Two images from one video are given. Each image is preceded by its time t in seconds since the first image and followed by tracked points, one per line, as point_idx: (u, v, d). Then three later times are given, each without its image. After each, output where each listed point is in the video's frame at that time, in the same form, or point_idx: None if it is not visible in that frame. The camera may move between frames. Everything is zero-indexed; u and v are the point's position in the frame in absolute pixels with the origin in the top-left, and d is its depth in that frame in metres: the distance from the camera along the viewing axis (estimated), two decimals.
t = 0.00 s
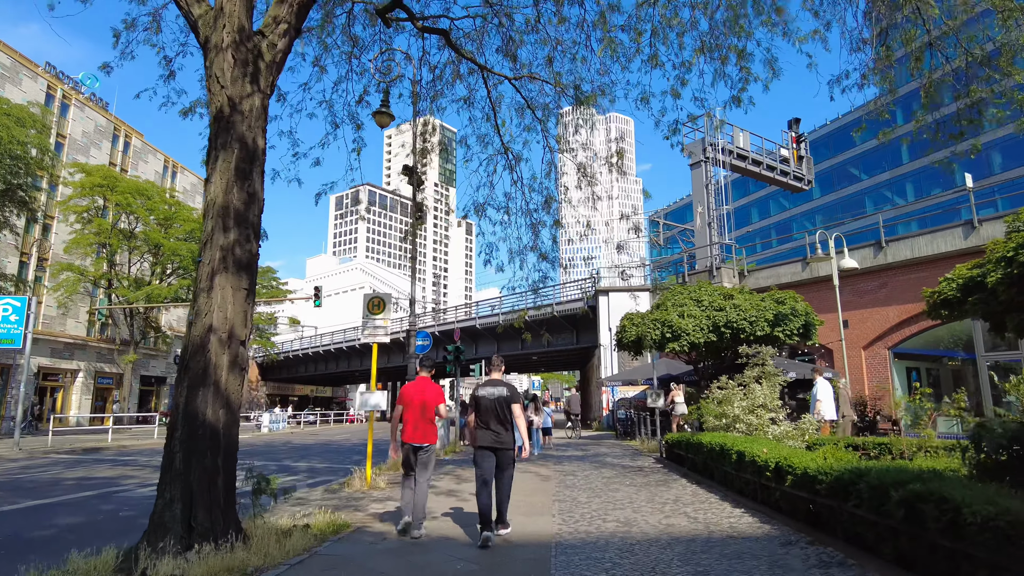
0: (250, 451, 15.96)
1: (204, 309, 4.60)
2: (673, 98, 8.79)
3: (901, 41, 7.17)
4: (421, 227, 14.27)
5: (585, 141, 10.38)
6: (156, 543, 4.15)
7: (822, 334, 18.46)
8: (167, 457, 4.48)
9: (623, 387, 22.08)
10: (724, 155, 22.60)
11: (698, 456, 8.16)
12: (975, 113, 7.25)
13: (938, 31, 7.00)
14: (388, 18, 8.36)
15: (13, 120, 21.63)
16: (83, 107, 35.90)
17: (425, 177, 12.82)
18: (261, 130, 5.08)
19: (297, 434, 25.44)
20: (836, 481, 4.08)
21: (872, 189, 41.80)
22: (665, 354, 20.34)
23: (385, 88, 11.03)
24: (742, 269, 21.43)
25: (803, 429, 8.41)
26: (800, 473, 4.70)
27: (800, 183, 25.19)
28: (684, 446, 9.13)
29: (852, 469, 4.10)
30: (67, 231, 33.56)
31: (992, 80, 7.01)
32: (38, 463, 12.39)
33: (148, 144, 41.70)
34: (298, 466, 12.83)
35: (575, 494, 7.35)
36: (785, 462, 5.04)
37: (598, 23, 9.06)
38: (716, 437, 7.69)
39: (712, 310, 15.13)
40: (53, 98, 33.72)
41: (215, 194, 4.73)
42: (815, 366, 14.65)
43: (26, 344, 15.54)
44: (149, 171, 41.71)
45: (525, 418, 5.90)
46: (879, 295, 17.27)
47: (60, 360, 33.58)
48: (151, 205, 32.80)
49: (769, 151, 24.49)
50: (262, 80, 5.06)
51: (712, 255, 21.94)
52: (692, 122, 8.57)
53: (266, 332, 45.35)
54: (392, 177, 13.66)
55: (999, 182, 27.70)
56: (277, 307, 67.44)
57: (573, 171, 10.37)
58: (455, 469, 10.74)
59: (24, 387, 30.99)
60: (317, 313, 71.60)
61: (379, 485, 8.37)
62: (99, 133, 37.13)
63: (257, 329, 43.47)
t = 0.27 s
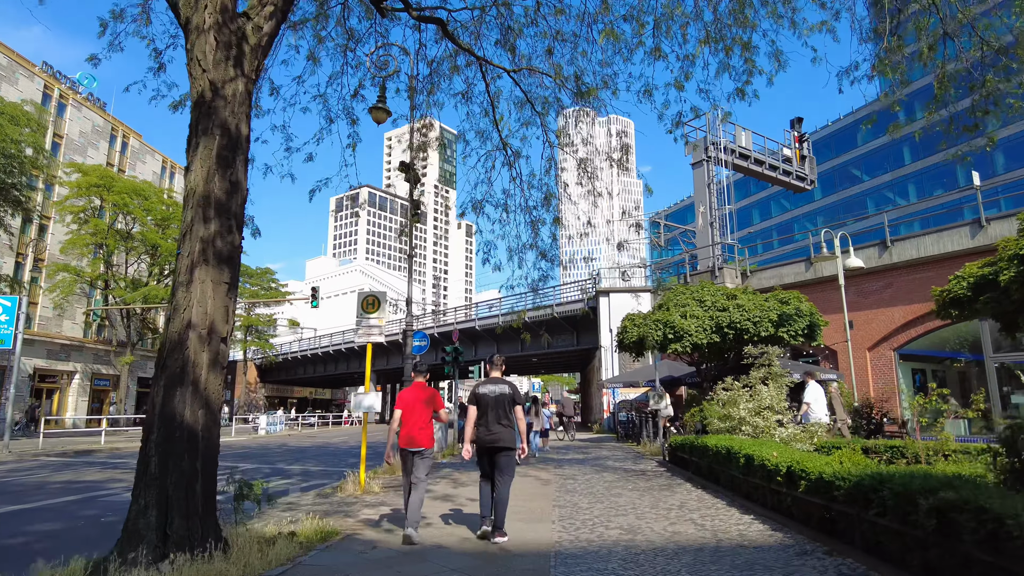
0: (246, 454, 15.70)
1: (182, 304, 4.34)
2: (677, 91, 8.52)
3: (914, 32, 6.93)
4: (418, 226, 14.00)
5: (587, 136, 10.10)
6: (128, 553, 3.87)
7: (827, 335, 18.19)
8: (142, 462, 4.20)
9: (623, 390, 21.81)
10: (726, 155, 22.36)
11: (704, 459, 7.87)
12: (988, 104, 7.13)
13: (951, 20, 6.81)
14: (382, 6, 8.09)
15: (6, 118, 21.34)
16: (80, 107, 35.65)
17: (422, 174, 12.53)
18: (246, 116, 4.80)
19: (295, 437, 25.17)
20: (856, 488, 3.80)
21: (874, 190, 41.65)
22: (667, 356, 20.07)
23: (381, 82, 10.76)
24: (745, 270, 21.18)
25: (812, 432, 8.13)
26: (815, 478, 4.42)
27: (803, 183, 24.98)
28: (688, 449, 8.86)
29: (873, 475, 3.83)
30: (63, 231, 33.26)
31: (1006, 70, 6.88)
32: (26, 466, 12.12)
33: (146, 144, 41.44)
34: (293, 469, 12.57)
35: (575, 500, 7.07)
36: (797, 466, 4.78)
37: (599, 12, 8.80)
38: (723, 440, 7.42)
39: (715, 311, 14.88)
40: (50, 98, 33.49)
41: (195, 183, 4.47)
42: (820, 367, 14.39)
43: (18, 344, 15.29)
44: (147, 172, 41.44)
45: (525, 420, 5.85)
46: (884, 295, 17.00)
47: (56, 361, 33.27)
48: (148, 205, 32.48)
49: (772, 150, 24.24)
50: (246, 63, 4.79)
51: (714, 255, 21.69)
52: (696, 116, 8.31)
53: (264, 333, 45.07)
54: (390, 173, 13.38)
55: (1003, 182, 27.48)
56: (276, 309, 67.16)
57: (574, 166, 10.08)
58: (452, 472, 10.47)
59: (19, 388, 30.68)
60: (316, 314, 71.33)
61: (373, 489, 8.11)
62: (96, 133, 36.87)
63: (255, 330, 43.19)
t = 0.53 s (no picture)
0: (239, 458, 15.41)
1: (154, 298, 4.05)
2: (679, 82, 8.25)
3: (925, 20, 6.67)
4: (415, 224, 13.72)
5: (586, 130, 9.82)
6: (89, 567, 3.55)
7: (831, 337, 17.89)
8: (108, 469, 3.89)
9: (624, 392, 21.52)
10: (728, 154, 22.10)
11: (709, 463, 7.57)
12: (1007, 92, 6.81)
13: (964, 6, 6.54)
14: None
15: None
16: (76, 108, 35.41)
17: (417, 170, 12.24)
18: (225, 99, 4.51)
19: (291, 440, 24.88)
20: (878, 496, 3.50)
21: (874, 190, 41.46)
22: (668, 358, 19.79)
23: (375, 77, 10.50)
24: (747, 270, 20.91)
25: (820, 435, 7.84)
26: (830, 485, 4.13)
27: (804, 183, 24.72)
28: (692, 453, 8.55)
29: (896, 480, 3.54)
30: (58, 233, 32.99)
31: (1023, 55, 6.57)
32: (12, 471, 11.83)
33: (143, 145, 41.18)
34: (285, 473, 12.28)
35: (575, 507, 6.77)
36: (811, 471, 4.49)
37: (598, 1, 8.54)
38: (728, 443, 7.12)
39: (717, 311, 14.61)
40: (45, 98, 33.29)
41: (168, 170, 4.19)
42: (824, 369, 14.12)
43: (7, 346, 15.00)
44: (144, 173, 41.19)
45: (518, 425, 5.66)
46: (889, 296, 16.71)
47: (52, 364, 32.97)
48: (144, 206, 32.19)
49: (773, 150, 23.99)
50: (226, 43, 4.52)
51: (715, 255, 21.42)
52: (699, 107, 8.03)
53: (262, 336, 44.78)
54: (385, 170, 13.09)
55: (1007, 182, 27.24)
56: (275, 311, 66.88)
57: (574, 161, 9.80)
58: (448, 477, 10.18)
59: (14, 391, 30.37)
60: (315, 316, 71.08)
61: (366, 495, 7.82)
62: (93, 134, 36.62)
63: (253, 332, 42.91)
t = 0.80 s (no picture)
0: (235, 459, 15.17)
1: (127, 290, 3.78)
2: (685, 71, 7.98)
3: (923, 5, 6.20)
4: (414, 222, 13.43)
5: (589, 123, 9.54)
6: None
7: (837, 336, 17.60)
8: (75, 472, 3.60)
9: (626, 392, 21.26)
10: (731, 151, 21.87)
11: (717, 465, 7.29)
12: None
13: None
14: None
15: None
16: (74, 107, 35.13)
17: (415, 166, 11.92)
18: (204, 80, 4.23)
19: (290, 441, 24.64)
20: (907, 502, 3.23)
21: (877, 189, 41.30)
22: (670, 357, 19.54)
23: (372, 68, 10.22)
24: (750, 269, 20.67)
25: (832, 436, 7.54)
26: (852, 491, 3.86)
27: (810, 180, 24.53)
28: (698, 454, 8.31)
29: (929, 485, 3.23)
30: (56, 232, 32.72)
31: None
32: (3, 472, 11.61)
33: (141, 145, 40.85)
34: (280, 475, 12.06)
35: (577, 511, 6.50)
36: (829, 476, 4.22)
37: None
38: (737, 445, 6.84)
39: (722, 309, 14.35)
40: (43, 97, 33.06)
41: (144, 153, 3.91)
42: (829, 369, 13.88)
43: None
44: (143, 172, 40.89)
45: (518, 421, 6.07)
46: (896, 294, 16.44)
47: (49, 364, 32.73)
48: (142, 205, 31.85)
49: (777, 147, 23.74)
50: (206, 21, 4.26)
51: (718, 254, 21.18)
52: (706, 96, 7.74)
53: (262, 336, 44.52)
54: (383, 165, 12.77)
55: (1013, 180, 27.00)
56: (276, 311, 66.72)
57: (576, 155, 9.50)
58: (447, 479, 9.95)
59: (11, 391, 30.13)
60: (316, 317, 70.83)
61: (360, 498, 7.60)
62: (92, 133, 36.38)
63: (253, 333, 42.67)
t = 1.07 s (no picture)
0: (233, 462, 14.89)
1: (96, 281, 3.50)
2: (693, 59, 7.71)
3: None
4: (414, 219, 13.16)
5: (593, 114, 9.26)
6: None
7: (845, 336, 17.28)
8: (37, 478, 3.32)
9: (630, 393, 20.96)
10: (736, 148, 21.59)
11: (727, 468, 6.97)
12: None
13: None
14: None
15: None
16: (75, 106, 34.96)
17: (414, 160, 11.64)
18: (183, 58, 3.95)
19: (290, 442, 24.35)
20: (946, 513, 2.94)
21: (883, 188, 40.96)
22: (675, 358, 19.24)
23: (370, 60, 9.96)
24: (756, 268, 20.35)
25: (847, 439, 7.23)
26: (880, 500, 3.56)
27: (816, 179, 24.23)
28: (706, 456, 8.00)
29: (972, 495, 2.94)
30: (56, 232, 32.56)
31: None
32: None
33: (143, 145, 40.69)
34: (277, 478, 11.80)
35: (582, 518, 6.19)
36: (853, 482, 3.92)
37: None
38: (748, 447, 6.53)
39: (729, 308, 14.05)
40: (43, 96, 32.89)
41: (116, 134, 3.64)
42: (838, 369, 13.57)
43: None
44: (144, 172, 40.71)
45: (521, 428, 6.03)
46: (906, 293, 16.10)
47: (50, 365, 32.54)
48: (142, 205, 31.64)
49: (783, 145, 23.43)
50: None
51: (724, 253, 20.88)
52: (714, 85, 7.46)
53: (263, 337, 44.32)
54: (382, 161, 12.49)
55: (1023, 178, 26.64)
56: (278, 312, 66.56)
57: (580, 148, 9.19)
58: (447, 483, 9.67)
59: (11, 392, 29.97)
60: (318, 318, 70.64)
61: (356, 503, 7.33)
62: (93, 133, 36.22)
63: (254, 333, 42.46)
